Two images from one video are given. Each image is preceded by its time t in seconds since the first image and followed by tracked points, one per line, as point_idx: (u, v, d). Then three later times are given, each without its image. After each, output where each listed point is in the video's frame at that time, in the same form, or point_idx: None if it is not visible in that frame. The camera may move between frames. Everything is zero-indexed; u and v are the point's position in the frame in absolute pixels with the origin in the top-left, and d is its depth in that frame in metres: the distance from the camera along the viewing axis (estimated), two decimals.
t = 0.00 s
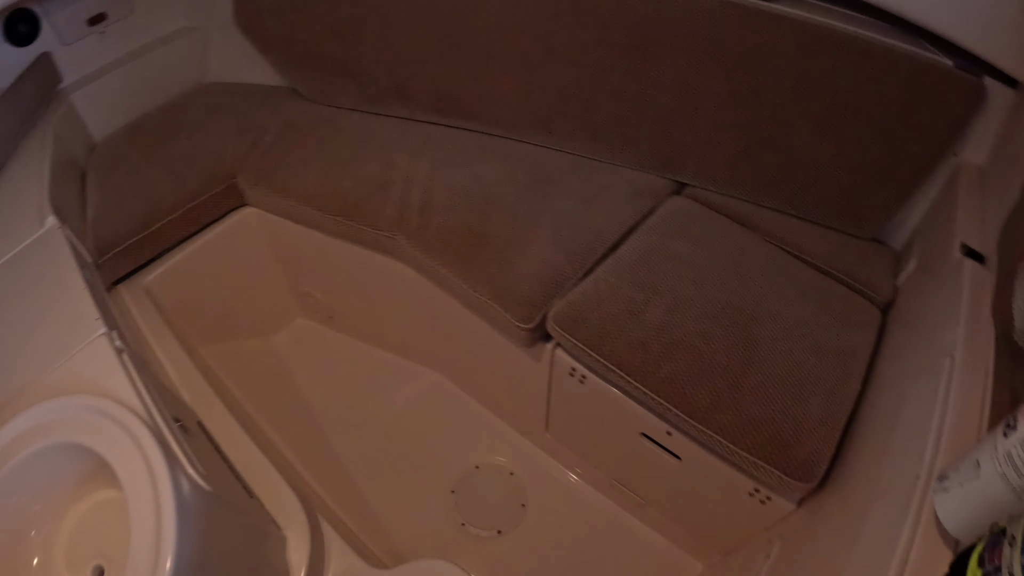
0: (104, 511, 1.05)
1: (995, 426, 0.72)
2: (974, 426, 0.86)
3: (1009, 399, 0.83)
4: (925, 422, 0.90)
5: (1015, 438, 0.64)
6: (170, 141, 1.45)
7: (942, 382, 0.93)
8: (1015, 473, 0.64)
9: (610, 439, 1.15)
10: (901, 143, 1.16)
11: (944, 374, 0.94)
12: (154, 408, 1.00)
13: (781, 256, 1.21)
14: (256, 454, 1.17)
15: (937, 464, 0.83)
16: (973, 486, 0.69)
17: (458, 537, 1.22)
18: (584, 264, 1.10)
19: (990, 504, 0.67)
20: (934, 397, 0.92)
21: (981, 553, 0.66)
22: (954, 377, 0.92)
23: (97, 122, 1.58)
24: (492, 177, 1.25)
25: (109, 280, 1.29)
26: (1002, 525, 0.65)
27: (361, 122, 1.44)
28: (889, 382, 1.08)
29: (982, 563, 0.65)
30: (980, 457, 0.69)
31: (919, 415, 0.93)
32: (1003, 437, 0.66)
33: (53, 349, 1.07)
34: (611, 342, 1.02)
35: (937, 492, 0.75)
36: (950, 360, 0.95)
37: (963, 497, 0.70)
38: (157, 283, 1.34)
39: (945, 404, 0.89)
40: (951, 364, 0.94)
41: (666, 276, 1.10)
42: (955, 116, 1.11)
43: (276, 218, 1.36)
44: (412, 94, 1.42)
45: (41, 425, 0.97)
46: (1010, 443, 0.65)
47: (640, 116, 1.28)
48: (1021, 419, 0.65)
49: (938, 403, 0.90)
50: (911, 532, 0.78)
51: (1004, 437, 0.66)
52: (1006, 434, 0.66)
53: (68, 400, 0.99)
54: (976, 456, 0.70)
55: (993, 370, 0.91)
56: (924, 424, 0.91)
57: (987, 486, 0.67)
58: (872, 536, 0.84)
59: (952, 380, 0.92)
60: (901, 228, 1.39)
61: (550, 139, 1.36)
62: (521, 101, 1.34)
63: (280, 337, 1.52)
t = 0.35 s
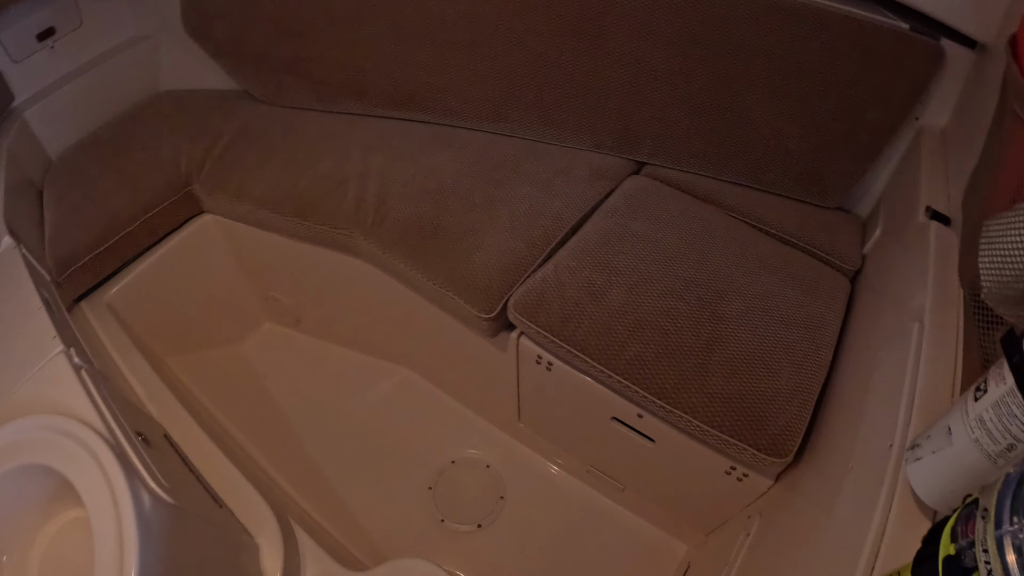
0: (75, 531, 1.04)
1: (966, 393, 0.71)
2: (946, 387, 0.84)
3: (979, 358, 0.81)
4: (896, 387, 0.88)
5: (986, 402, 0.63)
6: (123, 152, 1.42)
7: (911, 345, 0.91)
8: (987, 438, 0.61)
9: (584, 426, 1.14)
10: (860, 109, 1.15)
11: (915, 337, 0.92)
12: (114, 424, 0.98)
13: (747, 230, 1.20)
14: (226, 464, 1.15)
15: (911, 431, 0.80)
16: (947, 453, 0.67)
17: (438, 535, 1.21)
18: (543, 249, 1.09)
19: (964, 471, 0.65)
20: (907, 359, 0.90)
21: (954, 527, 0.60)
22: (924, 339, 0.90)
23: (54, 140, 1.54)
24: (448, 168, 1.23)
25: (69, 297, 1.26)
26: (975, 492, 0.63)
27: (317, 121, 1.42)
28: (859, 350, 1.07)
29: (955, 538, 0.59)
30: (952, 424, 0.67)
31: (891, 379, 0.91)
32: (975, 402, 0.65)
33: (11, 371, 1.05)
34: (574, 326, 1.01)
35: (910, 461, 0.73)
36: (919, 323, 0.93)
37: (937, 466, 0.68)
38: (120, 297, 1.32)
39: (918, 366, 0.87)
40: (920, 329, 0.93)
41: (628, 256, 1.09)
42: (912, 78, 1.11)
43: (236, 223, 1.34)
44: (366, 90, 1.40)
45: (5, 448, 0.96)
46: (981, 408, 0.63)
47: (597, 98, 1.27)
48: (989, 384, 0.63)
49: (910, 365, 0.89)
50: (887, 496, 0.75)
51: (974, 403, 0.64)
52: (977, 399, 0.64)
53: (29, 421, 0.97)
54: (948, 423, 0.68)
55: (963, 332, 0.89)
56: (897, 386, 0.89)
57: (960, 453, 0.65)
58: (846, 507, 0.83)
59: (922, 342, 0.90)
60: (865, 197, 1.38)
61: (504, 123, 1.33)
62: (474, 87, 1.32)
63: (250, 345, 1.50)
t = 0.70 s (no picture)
0: (54, 552, 1.03)
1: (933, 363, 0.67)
2: (914, 354, 0.83)
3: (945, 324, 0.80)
4: (864, 357, 0.88)
5: (952, 372, 0.59)
6: (80, 165, 1.40)
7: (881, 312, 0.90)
8: (956, 409, 0.58)
9: (560, 416, 1.13)
10: (818, 81, 1.15)
11: (883, 306, 0.91)
12: (83, 442, 0.97)
13: (713, 210, 1.19)
14: (201, 476, 1.14)
15: (881, 403, 0.78)
16: (916, 427, 0.63)
17: (422, 533, 1.20)
18: (506, 240, 1.08)
19: (935, 444, 0.61)
20: (875, 329, 0.90)
21: (920, 505, 0.55)
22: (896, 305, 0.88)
23: (14, 160, 1.51)
24: (409, 164, 1.22)
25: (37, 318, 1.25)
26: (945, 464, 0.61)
27: (276, 124, 1.40)
28: (829, 323, 1.07)
29: (922, 518, 0.53)
30: (920, 396, 0.64)
31: (860, 349, 0.90)
32: (941, 372, 0.61)
33: None
34: (539, 316, 1.00)
35: (880, 435, 0.70)
36: (886, 293, 0.93)
37: (908, 440, 0.65)
38: (88, 315, 1.30)
39: (886, 335, 0.87)
40: (887, 298, 0.92)
41: (592, 243, 1.08)
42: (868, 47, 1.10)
43: (201, 233, 1.32)
44: (324, 90, 1.38)
45: None
46: (948, 378, 0.60)
47: (556, 86, 1.26)
48: (955, 352, 0.60)
49: (878, 335, 0.88)
50: (856, 466, 0.75)
51: (941, 373, 0.61)
52: (943, 368, 0.61)
53: None
54: (915, 396, 0.64)
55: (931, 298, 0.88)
56: (866, 357, 0.88)
57: (929, 425, 0.61)
58: (817, 480, 0.82)
59: (892, 308, 0.89)
60: (831, 170, 1.38)
61: (465, 117, 1.33)
62: (432, 82, 1.31)
63: (224, 354, 1.49)
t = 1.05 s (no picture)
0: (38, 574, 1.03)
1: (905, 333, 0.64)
2: (889, 322, 0.82)
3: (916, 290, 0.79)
4: (837, 329, 0.87)
5: (924, 343, 0.56)
6: (45, 183, 1.38)
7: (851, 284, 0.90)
8: (930, 381, 0.55)
9: (540, 407, 1.13)
10: (781, 57, 1.14)
11: (857, 277, 0.89)
12: (60, 462, 0.97)
13: (683, 192, 1.19)
14: (183, 490, 1.13)
15: (857, 378, 0.76)
16: (890, 401, 0.60)
17: (410, 532, 1.20)
18: (474, 234, 1.08)
19: (910, 418, 0.59)
20: (845, 303, 0.90)
21: (893, 483, 0.52)
22: (866, 277, 0.88)
23: None
24: (375, 163, 1.21)
25: (11, 340, 1.23)
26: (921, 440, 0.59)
27: (242, 130, 1.39)
28: (803, 299, 1.07)
29: (895, 497, 0.51)
30: (892, 370, 0.61)
31: (831, 323, 0.90)
32: (913, 344, 0.58)
33: None
34: (511, 308, 1.00)
35: (855, 411, 0.67)
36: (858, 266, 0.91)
37: (883, 414, 0.62)
38: (63, 333, 1.28)
39: (858, 305, 0.86)
40: (860, 270, 0.90)
41: (561, 232, 1.08)
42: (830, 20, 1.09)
43: (173, 244, 1.32)
44: (287, 94, 1.37)
45: None
46: (920, 350, 0.57)
47: (520, 77, 1.25)
48: (926, 323, 0.57)
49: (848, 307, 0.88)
50: (828, 438, 0.74)
51: (912, 345, 0.58)
52: (915, 341, 0.58)
53: None
54: (888, 368, 0.61)
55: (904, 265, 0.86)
56: (837, 330, 0.88)
57: (903, 399, 0.59)
58: (793, 456, 0.82)
59: (862, 280, 0.89)
60: (801, 147, 1.39)
61: (430, 113, 1.32)
62: (394, 80, 1.30)
63: (203, 365, 1.48)
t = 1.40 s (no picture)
0: None
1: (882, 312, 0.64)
2: (867, 300, 0.82)
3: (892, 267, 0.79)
4: (815, 309, 0.87)
5: (900, 323, 0.56)
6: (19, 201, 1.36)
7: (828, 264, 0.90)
8: (907, 360, 0.55)
9: (526, 402, 1.13)
10: (751, 39, 1.14)
11: (835, 257, 0.90)
12: (48, 484, 0.96)
13: (659, 179, 1.19)
14: (173, 504, 1.12)
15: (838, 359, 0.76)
16: (869, 381, 0.60)
17: (403, 534, 1.20)
18: (450, 232, 1.07)
19: (889, 397, 0.59)
20: (822, 282, 0.90)
21: (871, 467, 0.52)
22: (843, 256, 0.88)
23: None
24: (348, 165, 1.21)
25: None
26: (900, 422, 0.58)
27: (215, 139, 1.38)
28: (783, 281, 1.07)
29: (873, 481, 0.51)
30: (870, 349, 0.60)
31: (810, 303, 0.91)
32: (889, 324, 0.58)
33: None
34: (490, 304, 0.99)
35: (836, 392, 0.67)
36: (836, 245, 0.91)
37: (862, 395, 0.62)
38: (45, 354, 1.27)
39: (835, 286, 0.86)
40: (838, 250, 0.90)
41: (538, 226, 1.08)
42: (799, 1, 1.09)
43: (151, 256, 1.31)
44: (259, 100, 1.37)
45: None
46: (896, 330, 0.57)
47: (490, 72, 1.25)
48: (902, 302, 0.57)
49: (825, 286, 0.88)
50: (809, 419, 0.74)
51: (889, 324, 0.58)
52: (891, 320, 0.58)
53: None
54: (866, 349, 0.61)
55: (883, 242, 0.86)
56: (815, 310, 0.88)
57: (881, 379, 0.58)
58: (776, 438, 0.82)
59: (840, 259, 0.89)
60: (776, 128, 1.39)
61: (403, 112, 1.32)
62: (365, 80, 1.30)
63: (189, 376, 1.48)
